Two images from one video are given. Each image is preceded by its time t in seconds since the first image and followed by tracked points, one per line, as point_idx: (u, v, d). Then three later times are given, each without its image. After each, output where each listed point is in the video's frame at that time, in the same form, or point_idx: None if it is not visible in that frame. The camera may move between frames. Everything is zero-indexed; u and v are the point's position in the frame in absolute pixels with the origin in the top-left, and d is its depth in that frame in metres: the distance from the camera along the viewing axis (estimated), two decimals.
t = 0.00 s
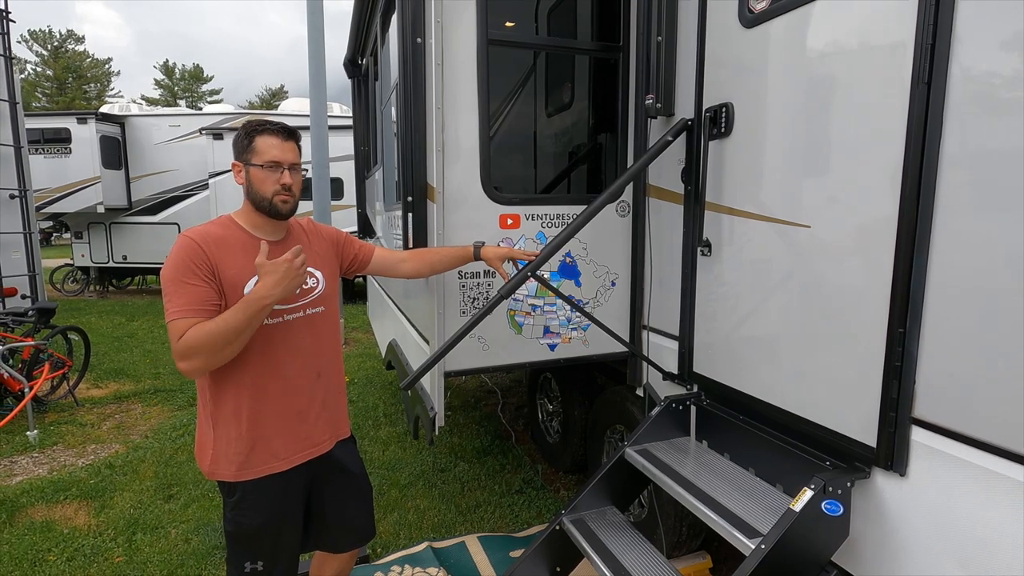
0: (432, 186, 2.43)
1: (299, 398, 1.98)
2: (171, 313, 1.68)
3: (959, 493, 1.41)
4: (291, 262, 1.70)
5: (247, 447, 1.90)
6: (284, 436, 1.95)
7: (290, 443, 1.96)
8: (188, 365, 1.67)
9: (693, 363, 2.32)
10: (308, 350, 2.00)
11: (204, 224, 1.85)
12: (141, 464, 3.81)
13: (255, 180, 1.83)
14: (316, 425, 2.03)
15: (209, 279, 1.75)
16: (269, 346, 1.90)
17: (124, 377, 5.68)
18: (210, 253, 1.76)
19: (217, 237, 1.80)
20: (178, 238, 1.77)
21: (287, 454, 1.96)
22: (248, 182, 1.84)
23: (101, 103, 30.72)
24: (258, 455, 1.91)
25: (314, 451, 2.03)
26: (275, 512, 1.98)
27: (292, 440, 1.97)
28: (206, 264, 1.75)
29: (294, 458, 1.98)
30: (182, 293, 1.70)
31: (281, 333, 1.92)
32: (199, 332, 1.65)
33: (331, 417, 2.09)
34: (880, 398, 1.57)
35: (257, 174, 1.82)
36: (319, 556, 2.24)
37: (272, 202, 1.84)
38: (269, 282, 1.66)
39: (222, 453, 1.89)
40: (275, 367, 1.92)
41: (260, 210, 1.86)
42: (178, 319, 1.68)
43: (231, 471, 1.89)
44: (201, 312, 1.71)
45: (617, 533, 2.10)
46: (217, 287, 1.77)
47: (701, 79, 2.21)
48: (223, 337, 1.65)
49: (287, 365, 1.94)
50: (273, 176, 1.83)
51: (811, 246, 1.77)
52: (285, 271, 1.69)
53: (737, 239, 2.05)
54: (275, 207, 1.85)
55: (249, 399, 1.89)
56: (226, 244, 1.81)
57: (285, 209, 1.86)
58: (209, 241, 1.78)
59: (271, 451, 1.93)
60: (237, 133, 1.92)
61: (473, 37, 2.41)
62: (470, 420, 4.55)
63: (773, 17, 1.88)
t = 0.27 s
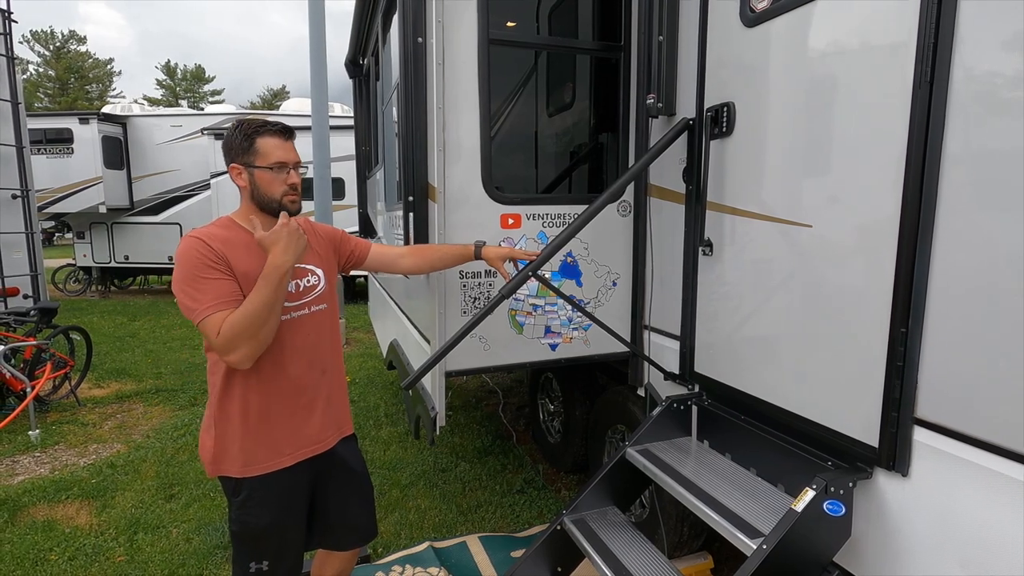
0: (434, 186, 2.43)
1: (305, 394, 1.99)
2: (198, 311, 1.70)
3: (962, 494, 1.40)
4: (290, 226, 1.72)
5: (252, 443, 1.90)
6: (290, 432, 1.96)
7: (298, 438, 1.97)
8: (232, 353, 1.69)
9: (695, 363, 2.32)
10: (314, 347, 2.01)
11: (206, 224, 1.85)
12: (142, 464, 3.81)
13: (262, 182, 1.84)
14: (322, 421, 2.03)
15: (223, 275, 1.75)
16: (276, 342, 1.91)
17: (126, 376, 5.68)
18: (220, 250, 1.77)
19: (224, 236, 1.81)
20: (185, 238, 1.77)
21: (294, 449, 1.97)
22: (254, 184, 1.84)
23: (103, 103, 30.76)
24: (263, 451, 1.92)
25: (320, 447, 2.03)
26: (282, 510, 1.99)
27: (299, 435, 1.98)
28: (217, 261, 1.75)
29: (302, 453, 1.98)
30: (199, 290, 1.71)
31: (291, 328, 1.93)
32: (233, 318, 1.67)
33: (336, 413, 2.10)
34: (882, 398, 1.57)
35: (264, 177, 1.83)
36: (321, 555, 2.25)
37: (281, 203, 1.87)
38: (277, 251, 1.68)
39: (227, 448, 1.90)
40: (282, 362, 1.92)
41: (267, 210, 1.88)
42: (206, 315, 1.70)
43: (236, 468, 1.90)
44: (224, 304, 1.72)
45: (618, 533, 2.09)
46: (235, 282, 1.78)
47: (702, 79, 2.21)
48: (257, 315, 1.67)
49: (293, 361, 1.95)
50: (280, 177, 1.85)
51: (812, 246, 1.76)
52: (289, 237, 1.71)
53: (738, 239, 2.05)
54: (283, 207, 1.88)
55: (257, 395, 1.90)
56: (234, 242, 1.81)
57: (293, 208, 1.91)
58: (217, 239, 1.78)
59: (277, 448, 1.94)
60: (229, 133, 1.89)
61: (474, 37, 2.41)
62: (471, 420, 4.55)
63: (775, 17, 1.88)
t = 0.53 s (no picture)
0: (435, 186, 2.43)
1: (309, 393, 1.99)
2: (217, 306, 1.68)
3: (965, 495, 1.40)
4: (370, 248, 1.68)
5: (259, 443, 1.90)
6: (296, 431, 1.96)
7: (304, 437, 1.97)
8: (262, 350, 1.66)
9: (696, 363, 2.31)
10: (317, 345, 2.01)
11: (207, 227, 1.85)
12: (144, 464, 3.82)
13: (266, 184, 1.82)
14: (326, 419, 2.04)
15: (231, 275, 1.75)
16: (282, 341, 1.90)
17: (127, 376, 5.69)
18: (223, 250, 1.77)
19: (224, 237, 1.81)
20: (188, 240, 1.78)
21: (301, 448, 1.97)
22: (258, 186, 1.82)
23: (105, 103, 30.81)
24: (270, 450, 1.91)
25: (325, 445, 2.03)
26: (288, 510, 1.99)
27: (305, 434, 1.97)
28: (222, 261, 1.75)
29: (309, 451, 1.99)
30: (215, 288, 1.70)
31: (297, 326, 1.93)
32: (273, 318, 1.64)
33: (339, 412, 2.10)
34: (884, 399, 1.56)
35: (268, 178, 1.81)
36: (324, 555, 2.25)
37: (286, 206, 1.84)
38: (343, 265, 1.64)
39: (234, 450, 1.89)
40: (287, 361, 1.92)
41: (271, 213, 1.85)
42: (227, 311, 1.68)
43: (244, 468, 1.89)
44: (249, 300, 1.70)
45: (620, 533, 2.09)
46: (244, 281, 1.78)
47: (704, 79, 2.21)
48: (298, 319, 1.64)
49: (298, 360, 1.95)
50: (285, 179, 1.84)
51: (814, 246, 1.76)
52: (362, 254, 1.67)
53: (740, 239, 2.05)
54: (289, 211, 1.85)
55: (265, 394, 1.89)
56: (235, 242, 1.82)
57: (298, 212, 1.87)
58: (218, 240, 1.78)
59: (285, 446, 1.94)
60: (229, 135, 1.88)
61: (476, 37, 2.41)
62: (472, 419, 4.55)
63: (777, 16, 1.88)
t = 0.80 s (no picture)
0: (436, 186, 2.41)
1: (314, 395, 1.99)
2: (201, 317, 1.68)
3: (967, 496, 1.39)
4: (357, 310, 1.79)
5: (266, 445, 1.90)
6: (302, 433, 1.96)
7: (309, 439, 1.98)
8: (220, 369, 1.70)
9: (698, 363, 2.31)
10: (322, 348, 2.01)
11: (213, 228, 1.85)
12: (145, 464, 3.82)
13: (270, 184, 1.82)
14: (331, 421, 2.04)
15: (229, 282, 1.75)
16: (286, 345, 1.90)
17: (129, 376, 5.69)
18: (226, 254, 1.76)
19: (231, 239, 1.80)
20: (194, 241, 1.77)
21: (306, 450, 1.98)
22: (262, 186, 1.83)
23: (106, 103, 30.85)
24: (277, 453, 1.92)
25: (330, 446, 2.04)
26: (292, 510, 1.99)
27: (309, 436, 1.98)
28: (223, 267, 1.74)
29: (314, 453, 2.00)
30: (208, 297, 1.70)
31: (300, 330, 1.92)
32: (246, 349, 1.69)
33: (344, 414, 2.10)
34: (886, 399, 1.56)
35: (272, 178, 1.82)
36: (326, 555, 2.24)
37: (288, 206, 1.85)
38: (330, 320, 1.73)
39: (239, 451, 1.89)
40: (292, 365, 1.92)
41: (275, 213, 1.85)
42: (208, 324, 1.69)
43: (250, 470, 1.89)
44: (230, 319, 1.72)
45: (622, 534, 2.09)
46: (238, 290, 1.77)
47: (706, 78, 2.20)
48: (267, 354, 1.70)
49: (303, 363, 1.95)
50: (288, 180, 1.84)
51: (816, 246, 1.76)
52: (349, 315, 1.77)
53: (742, 239, 2.04)
54: (291, 211, 1.85)
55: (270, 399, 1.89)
56: (240, 245, 1.81)
57: (302, 213, 1.87)
58: (223, 242, 1.77)
59: (291, 449, 1.94)
60: (239, 134, 1.90)
61: (477, 37, 2.41)
62: (473, 419, 4.55)
63: (779, 16, 1.87)
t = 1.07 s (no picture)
0: (437, 186, 2.41)
1: (313, 396, 1.99)
2: (190, 317, 1.70)
3: (969, 496, 1.39)
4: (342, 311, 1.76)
5: (262, 444, 1.90)
6: (300, 433, 1.96)
7: (306, 439, 1.97)
8: (202, 370, 1.72)
9: (699, 363, 2.31)
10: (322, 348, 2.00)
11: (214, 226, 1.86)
12: (147, 463, 3.82)
13: (257, 185, 1.83)
14: (330, 421, 2.03)
15: (223, 283, 1.76)
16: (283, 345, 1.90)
17: (130, 376, 5.70)
18: (222, 254, 1.77)
19: (230, 239, 1.81)
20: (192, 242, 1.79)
21: (304, 450, 1.97)
22: (252, 187, 1.84)
23: (108, 103, 30.88)
24: (274, 453, 1.92)
25: (329, 448, 2.03)
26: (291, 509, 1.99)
27: (307, 436, 1.97)
28: (219, 267, 1.75)
29: (312, 454, 1.99)
30: (198, 298, 1.71)
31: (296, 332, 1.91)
32: (229, 352, 1.71)
33: (344, 415, 2.09)
34: (888, 399, 1.56)
35: (257, 179, 1.82)
36: (327, 556, 2.24)
37: (275, 206, 1.83)
38: (314, 322, 1.71)
39: (236, 449, 1.90)
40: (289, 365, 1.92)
41: (265, 214, 1.85)
42: (196, 324, 1.70)
43: (246, 468, 1.90)
44: (218, 320, 1.73)
45: (624, 534, 2.09)
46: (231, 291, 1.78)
47: (707, 78, 2.20)
48: (247, 357, 1.72)
49: (301, 363, 1.94)
50: (273, 180, 1.83)
51: (817, 246, 1.76)
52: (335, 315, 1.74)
53: (743, 239, 2.04)
54: (277, 211, 1.83)
55: (267, 398, 1.90)
56: (237, 246, 1.81)
57: (289, 212, 1.85)
58: (221, 242, 1.78)
59: (289, 448, 1.94)
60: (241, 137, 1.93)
61: (478, 37, 2.41)
62: (474, 419, 4.55)
63: (780, 16, 1.87)
